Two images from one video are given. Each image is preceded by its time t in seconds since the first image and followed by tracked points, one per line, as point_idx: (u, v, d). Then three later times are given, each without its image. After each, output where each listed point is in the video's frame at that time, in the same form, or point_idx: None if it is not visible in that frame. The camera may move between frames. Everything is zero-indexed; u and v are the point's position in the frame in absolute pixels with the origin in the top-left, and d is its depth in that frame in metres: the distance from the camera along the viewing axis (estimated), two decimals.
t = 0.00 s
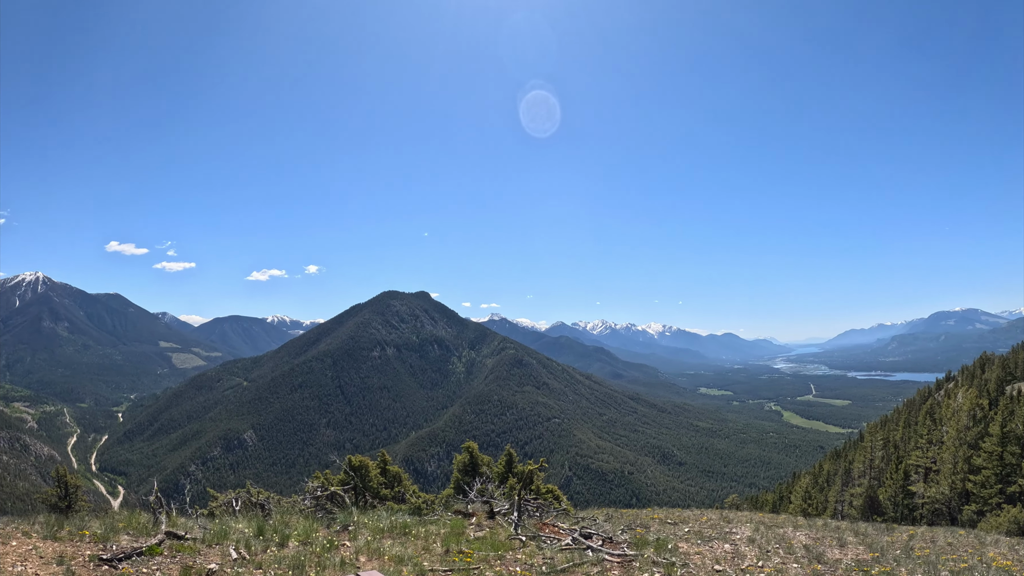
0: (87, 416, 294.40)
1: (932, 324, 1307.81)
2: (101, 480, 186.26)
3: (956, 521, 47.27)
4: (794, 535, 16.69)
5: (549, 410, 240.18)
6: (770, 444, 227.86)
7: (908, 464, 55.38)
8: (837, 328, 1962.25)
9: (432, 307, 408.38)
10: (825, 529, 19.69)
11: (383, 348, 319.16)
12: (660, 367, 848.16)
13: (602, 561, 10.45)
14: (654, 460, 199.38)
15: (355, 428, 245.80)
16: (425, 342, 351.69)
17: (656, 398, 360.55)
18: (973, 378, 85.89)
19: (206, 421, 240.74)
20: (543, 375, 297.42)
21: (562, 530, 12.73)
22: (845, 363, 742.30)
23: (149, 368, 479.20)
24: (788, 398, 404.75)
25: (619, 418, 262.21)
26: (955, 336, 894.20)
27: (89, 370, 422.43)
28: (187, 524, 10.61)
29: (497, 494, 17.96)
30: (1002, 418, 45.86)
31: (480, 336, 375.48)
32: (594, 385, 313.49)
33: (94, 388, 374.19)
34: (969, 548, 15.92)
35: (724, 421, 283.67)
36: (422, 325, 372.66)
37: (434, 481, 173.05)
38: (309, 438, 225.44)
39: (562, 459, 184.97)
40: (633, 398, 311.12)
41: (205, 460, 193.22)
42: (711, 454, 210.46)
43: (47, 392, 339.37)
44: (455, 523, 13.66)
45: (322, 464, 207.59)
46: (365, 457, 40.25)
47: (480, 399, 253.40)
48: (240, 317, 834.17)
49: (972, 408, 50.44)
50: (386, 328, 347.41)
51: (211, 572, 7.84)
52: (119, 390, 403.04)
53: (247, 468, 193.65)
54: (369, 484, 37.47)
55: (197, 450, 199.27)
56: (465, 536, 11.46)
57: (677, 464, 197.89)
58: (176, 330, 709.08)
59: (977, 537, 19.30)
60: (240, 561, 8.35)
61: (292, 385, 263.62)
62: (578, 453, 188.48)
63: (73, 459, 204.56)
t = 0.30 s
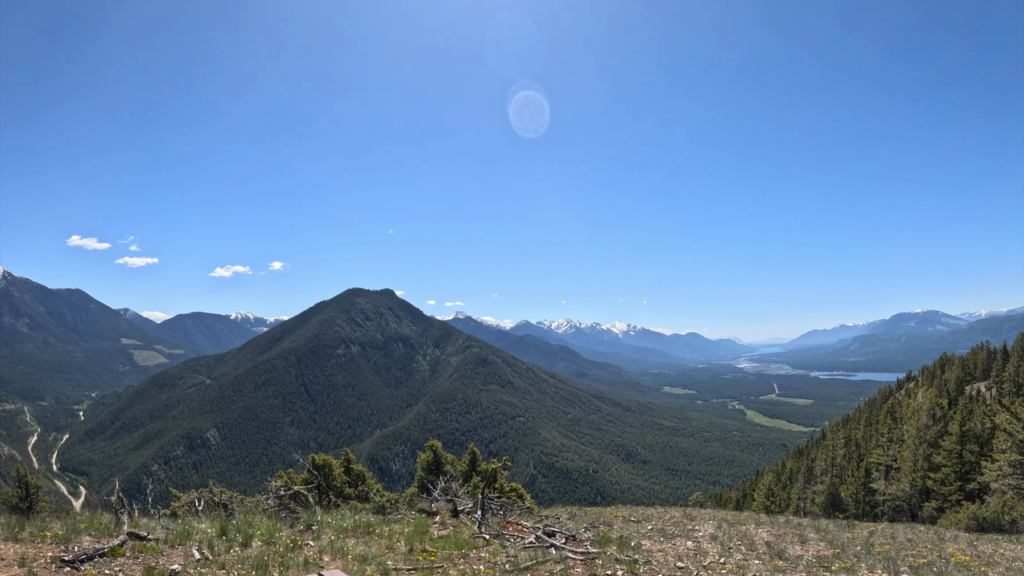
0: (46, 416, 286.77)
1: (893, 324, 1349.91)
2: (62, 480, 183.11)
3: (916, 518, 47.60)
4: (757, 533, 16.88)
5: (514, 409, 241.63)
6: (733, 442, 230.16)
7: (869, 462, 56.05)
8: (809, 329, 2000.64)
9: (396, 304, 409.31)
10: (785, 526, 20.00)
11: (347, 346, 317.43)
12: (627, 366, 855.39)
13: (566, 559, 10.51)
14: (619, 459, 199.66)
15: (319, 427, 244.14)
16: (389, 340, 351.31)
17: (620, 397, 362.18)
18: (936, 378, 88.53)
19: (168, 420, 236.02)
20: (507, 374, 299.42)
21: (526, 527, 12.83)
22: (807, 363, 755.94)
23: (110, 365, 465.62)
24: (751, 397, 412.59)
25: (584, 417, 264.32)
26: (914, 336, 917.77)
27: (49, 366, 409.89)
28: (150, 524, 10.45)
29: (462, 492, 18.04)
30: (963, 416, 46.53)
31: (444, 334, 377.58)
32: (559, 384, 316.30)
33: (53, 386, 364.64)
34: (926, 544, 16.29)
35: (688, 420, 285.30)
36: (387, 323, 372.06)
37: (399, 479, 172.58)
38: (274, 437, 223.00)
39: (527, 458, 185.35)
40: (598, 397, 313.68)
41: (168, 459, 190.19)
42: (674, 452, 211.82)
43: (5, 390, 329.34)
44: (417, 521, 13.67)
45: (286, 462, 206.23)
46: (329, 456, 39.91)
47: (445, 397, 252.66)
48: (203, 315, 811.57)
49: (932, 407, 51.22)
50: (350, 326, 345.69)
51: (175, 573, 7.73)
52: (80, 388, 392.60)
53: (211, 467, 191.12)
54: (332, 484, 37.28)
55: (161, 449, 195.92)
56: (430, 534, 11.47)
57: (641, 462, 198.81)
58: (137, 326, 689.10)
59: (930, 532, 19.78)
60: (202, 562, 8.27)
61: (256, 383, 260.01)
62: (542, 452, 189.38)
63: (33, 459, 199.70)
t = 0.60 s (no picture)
0: (17, 416, 282.22)
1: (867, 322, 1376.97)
2: (36, 481, 182.16)
3: (890, 513, 48.04)
4: (731, 528, 16.97)
5: (490, 406, 242.33)
6: (708, 439, 231.89)
7: (844, 458, 56.79)
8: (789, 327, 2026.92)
9: (371, 302, 408.34)
10: (762, 521, 20.08)
11: (323, 344, 315.66)
12: (603, 364, 860.93)
13: (542, 556, 10.67)
14: (595, 456, 199.91)
15: (295, 425, 242.88)
16: (365, 337, 350.29)
17: (595, 394, 363.49)
18: (909, 375, 89.95)
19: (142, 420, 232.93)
20: (483, 371, 300.31)
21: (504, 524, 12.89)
22: (783, 360, 764.67)
23: (84, 364, 457.70)
24: (726, 394, 417.58)
25: (560, 414, 265.99)
26: (887, 334, 932.85)
27: (21, 365, 402.73)
28: (125, 523, 10.44)
29: (439, 489, 18.10)
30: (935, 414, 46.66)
31: (421, 332, 378.27)
32: (535, 382, 318.07)
33: (25, 386, 359.24)
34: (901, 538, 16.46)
35: (663, 417, 286.51)
36: (362, 321, 370.83)
37: (375, 478, 172.17)
38: (249, 436, 221.26)
39: (504, 456, 185.26)
40: (574, 394, 315.67)
41: (144, 460, 188.44)
42: (650, 449, 213.17)
43: None
44: (393, 519, 13.71)
45: (262, 461, 205.45)
46: (303, 454, 39.76)
47: (420, 395, 251.64)
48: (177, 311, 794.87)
49: (905, 404, 52.12)
50: (326, 323, 343.64)
51: (149, 573, 7.72)
52: (53, 387, 387.19)
53: (186, 467, 188.88)
54: (307, 482, 37.27)
55: (136, 449, 194.11)
56: (406, 531, 11.51)
57: (617, 459, 199.44)
58: (110, 323, 675.48)
59: (905, 527, 20.04)
60: (179, 561, 8.27)
61: (231, 381, 256.96)
62: (519, 449, 189.77)
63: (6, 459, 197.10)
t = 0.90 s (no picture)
0: None
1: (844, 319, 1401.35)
2: (12, 482, 180.24)
3: (868, 508, 48.71)
4: (710, 524, 17.06)
5: (469, 404, 242.51)
6: (686, 436, 233.44)
7: (822, 454, 57.61)
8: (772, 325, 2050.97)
9: (351, 300, 406.78)
10: (740, 518, 20.18)
11: (302, 342, 313.94)
12: (583, 361, 865.29)
13: (520, 551, 10.84)
14: (575, 453, 200.39)
15: (274, 424, 241.27)
16: (344, 335, 349.20)
17: (575, 391, 365.07)
18: (887, 372, 90.96)
19: (119, 419, 230.11)
20: (462, 369, 300.57)
21: (481, 522, 12.94)
22: (761, 357, 772.71)
23: (60, 364, 450.08)
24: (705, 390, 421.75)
25: (539, 412, 267.30)
26: (864, 332, 945.83)
27: None
28: (103, 524, 10.34)
29: (418, 487, 18.18)
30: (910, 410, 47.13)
31: (400, 329, 378.72)
32: (515, 379, 319.28)
33: None
34: (876, 532, 16.68)
35: (643, 414, 288.06)
36: (341, 318, 369.94)
37: (354, 476, 171.59)
38: (227, 435, 219.55)
39: (483, 453, 185.26)
40: (553, 391, 317.19)
41: (121, 459, 186.29)
42: (629, 446, 214.35)
43: None
44: (371, 516, 13.77)
45: (240, 460, 204.12)
46: (282, 453, 39.61)
47: (399, 393, 250.84)
48: (152, 309, 780.95)
49: (882, 401, 52.91)
50: (304, 321, 342.02)
51: (128, 573, 7.69)
52: (29, 387, 381.50)
53: (164, 467, 187.97)
54: (286, 480, 37.21)
55: (113, 449, 191.84)
56: (383, 529, 11.54)
57: (596, 456, 200.12)
58: (85, 321, 663.63)
59: (882, 522, 20.31)
60: (159, 561, 8.26)
61: (208, 380, 254.43)
62: (499, 446, 189.98)
63: None
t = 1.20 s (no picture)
0: None
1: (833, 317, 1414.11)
2: None
3: (856, 504, 48.94)
4: (698, 520, 17.12)
5: (458, 401, 242.38)
6: (675, 433, 233.73)
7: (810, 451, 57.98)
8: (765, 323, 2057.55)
9: (340, 297, 406.46)
10: (729, 513, 20.24)
11: (290, 339, 313.14)
12: (573, 358, 866.20)
13: (509, 548, 10.88)
14: (563, 450, 200.56)
15: (263, 422, 240.39)
16: (333, 332, 348.69)
17: (563, 389, 365.50)
18: (874, 370, 91.38)
19: (107, 417, 228.47)
20: (451, 366, 300.50)
21: (471, 518, 12.98)
22: (749, 355, 776.20)
23: (47, 360, 447.88)
24: (693, 388, 423.58)
25: (528, 409, 267.63)
26: (853, 329, 952.24)
27: None
28: (92, 523, 10.35)
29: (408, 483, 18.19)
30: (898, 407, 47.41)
31: (389, 326, 379.07)
32: (503, 376, 319.74)
33: None
34: (865, 528, 16.77)
35: (631, 411, 288.43)
36: (330, 316, 369.96)
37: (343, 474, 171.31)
38: (216, 433, 218.62)
39: (472, 451, 185.12)
40: (542, 389, 317.33)
41: (109, 458, 184.59)
42: (618, 443, 214.73)
43: None
44: (362, 513, 13.79)
45: (228, 459, 203.24)
46: (271, 450, 39.53)
47: (388, 390, 250.60)
48: (141, 306, 775.14)
49: (870, 398, 53.21)
50: (293, 318, 341.45)
51: (119, 572, 7.68)
52: (16, 386, 377.28)
53: (153, 465, 185.58)
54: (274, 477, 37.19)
55: (101, 448, 190.29)
56: (373, 526, 11.54)
57: (585, 453, 200.37)
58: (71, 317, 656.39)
59: (869, 517, 20.52)
60: (150, 560, 8.28)
61: (196, 377, 253.44)
62: (488, 444, 189.91)
63: None
